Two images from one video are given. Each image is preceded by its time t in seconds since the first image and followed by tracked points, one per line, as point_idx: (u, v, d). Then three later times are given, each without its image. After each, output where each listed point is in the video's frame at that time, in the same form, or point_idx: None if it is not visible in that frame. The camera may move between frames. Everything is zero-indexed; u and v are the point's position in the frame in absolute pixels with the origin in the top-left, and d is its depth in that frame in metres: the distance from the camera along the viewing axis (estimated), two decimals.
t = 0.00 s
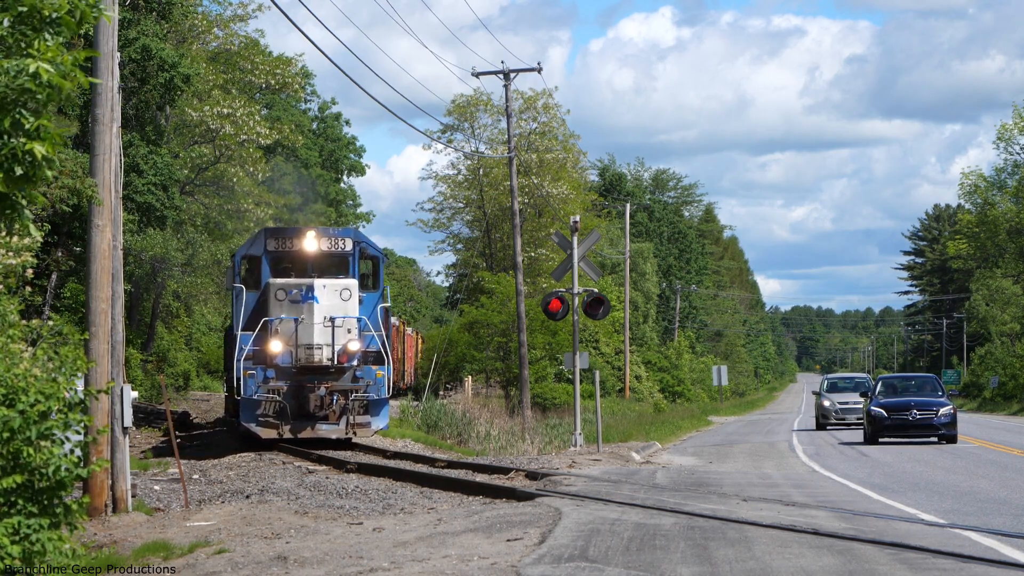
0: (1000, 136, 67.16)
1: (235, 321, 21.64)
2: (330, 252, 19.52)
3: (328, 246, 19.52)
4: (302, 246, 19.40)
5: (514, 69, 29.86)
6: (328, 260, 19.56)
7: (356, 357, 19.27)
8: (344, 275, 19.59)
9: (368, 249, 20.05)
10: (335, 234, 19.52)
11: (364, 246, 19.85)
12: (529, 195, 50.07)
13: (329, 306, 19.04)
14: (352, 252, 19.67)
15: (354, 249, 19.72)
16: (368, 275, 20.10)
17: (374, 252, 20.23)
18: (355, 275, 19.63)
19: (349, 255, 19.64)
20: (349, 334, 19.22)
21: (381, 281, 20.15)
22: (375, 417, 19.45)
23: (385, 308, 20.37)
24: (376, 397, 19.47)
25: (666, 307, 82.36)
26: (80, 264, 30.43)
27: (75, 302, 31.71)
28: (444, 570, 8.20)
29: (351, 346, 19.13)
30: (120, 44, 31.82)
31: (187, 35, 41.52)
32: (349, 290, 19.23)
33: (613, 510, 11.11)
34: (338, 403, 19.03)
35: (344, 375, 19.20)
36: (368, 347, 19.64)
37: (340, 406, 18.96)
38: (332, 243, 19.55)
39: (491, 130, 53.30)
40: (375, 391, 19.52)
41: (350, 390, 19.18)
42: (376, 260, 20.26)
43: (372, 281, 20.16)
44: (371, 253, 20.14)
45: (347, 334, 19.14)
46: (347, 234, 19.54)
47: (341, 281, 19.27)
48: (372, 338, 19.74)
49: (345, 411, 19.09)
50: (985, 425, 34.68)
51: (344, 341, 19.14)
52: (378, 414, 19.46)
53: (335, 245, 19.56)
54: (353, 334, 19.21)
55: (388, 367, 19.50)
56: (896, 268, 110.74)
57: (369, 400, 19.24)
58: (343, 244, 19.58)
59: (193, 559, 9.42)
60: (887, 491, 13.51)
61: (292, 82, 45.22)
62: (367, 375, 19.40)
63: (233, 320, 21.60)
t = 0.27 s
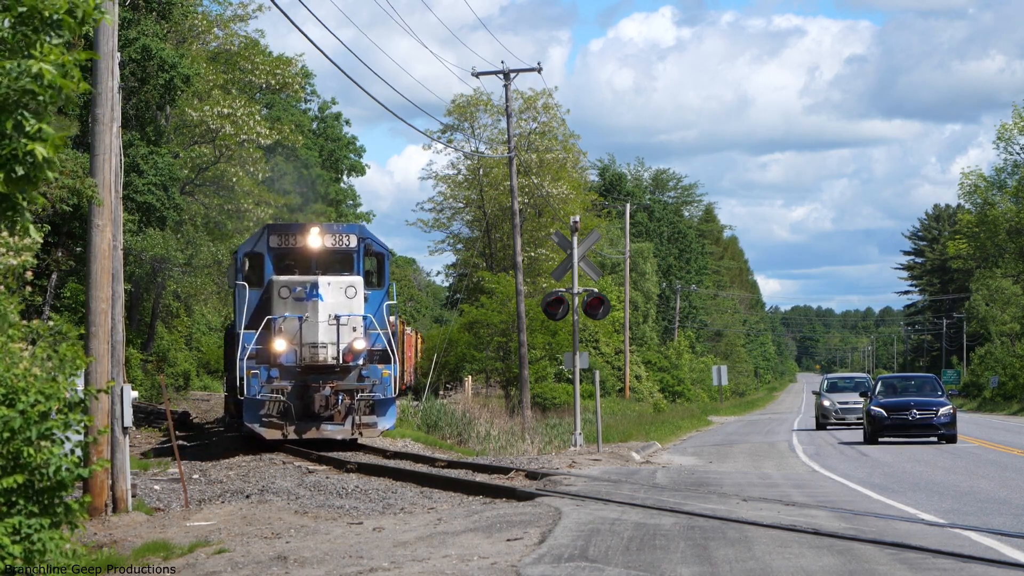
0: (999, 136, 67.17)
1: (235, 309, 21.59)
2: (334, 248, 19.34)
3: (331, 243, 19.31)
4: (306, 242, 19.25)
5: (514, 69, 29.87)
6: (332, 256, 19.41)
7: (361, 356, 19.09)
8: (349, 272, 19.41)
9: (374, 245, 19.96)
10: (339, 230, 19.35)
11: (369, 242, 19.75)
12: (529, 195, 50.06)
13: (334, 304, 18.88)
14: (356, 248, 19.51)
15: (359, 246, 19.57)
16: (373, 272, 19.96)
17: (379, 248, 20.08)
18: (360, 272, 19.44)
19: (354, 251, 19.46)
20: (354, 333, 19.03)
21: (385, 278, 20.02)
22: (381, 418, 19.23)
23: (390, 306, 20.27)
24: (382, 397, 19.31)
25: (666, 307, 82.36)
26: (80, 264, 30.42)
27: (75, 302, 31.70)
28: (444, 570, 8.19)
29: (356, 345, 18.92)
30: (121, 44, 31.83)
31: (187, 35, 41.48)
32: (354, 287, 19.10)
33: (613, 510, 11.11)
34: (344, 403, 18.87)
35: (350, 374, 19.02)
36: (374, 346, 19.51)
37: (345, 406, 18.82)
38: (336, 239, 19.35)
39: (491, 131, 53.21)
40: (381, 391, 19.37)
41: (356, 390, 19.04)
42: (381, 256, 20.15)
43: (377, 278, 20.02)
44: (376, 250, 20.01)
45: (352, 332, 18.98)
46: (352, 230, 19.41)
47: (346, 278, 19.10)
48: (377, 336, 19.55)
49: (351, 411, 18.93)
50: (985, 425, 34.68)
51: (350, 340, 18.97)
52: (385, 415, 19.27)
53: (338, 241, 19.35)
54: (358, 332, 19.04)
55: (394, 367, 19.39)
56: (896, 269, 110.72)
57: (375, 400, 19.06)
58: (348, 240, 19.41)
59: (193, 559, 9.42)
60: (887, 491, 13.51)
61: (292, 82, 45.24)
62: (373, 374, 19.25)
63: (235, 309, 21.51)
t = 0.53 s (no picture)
0: (1000, 136, 67.19)
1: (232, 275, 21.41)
2: (340, 246, 19.09)
3: (337, 239, 19.08)
4: (311, 239, 19.00)
5: (514, 68, 29.87)
6: (338, 254, 19.17)
7: (368, 355, 18.92)
8: (355, 270, 19.18)
9: (380, 243, 19.66)
10: (346, 227, 19.08)
11: (376, 240, 19.47)
12: (529, 195, 50.06)
13: (340, 302, 18.67)
14: (363, 245, 19.27)
15: (365, 243, 19.32)
16: (379, 270, 19.60)
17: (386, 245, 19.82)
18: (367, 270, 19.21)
19: (360, 248, 19.23)
20: (360, 331, 18.83)
21: (393, 277, 19.75)
22: (388, 419, 19.06)
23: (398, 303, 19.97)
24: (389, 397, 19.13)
25: (666, 307, 82.35)
26: (80, 264, 30.43)
27: (75, 302, 31.70)
28: (444, 570, 8.19)
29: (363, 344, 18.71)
30: (121, 44, 31.84)
31: (187, 35, 41.46)
32: (360, 285, 18.80)
33: (613, 510, 11.11)
34: (350, 404, 18.71)
35: (356, 374, 18.88)
36: (381, 344, 19.17)
37: (351, 406, 18.66)
38: (342, 236, 19.10)
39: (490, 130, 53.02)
40: (388, 391, 19.13)
41: (362, 390, 18.85)
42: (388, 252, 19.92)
43: (383, 275, 19.74)
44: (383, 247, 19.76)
45: (358, 330, 18.78)
46: (358, 227, 19.14)
47: (353, 275, 18.83)
48: (384, 334, 19.27)
49: (357, 412, 18.77)
50: (985, 425, 34.68)
51: (356, 339, 18.78)
52: (392, 415, 19.09)
53: (344, 238, 19.11)
54: (365, 330, 18.84)
55: (401, 366, 19.15)
56: (896, 268, 110.72)
57: (381, 400, 18.88)
58: (354, 237, 19.17)
59: (193, 559, 9.41)
60: (887, 491, 13.50)
61: (292, 82, 45.27)
62: (379, 374, 19.00)
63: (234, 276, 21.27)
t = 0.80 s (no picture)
0: (999, 136, 67.19)
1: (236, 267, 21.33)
2: (347, 243, 18.99)
3: (344, 237, 18.98)
4: (318, 236, 18.83)
5: (514, 68, 29.87)
6: (345, 251, 19.05)
7: (376, 354, 18.65)
8: (362, 267, 19.08)
9: (388, 240, 19.51)
10: (352, 224, 18.94)
11: (383, 237, 19.36)
12: (529, 195, 50.07)
13: (347, 300, 18.41)
14: (370, 242, 19.15)
15: (372, 240, 19.19)
16: (386, 267, 19.45)
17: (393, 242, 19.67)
18: (374, 267, 19.14)
19: (367, 245, 19.13)
20: (367, 330, 18.56)
21: (402, 275, 19.57)
22: (395, 419, 19.06)
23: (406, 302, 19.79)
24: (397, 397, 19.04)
25: (666, 307, 82.33)
26: (80, 264, 30.45)
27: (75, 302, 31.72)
28: (444, 571, 8.19)
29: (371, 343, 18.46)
30: (120, 44, 31.85)
31: (187, 35, 41.45)
32: (368, 283, 18.55)
33: (613, 510, 11.11)
34: (357, 404, 18.60)
35: (363, 374, 18.69)
36: (389, 343, 19.01)
37: (358, 407, 18.55)
38: (350, 233, 18.98)
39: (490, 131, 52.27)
40: (396, 390, 19.04)
41: (369, 390, 18.69)
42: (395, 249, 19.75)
43: (390, 273, 19.54)
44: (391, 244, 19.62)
45: (366, 329, 18.52)
46: (365, 224, 19.02)
47: (360, 272, 18.58)
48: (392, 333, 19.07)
49: (364, 412, 18.69)
50: (985, 425, 34.67)
51: (364, 337, 18.52)
52: (400, 416, 19.09)
53: (352, 235, 19.00)
54: (373, 329, 18.57)
55: (409, 366, 18.98)
56: (896, 268, 110.71)
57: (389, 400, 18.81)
58: (361, 234, 19.05)
59: (193, 559, 9.42)
60: (888, 491, 13.50)
61: (292, 82, 45.28)
62: (388, 374, 18.87)
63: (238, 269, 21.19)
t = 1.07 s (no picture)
0: (1000, 136, 67.19)
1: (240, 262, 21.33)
2: (355, 239, 18.80)
3: (352, 233, 18.76)
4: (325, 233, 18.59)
5: (514, 68, 29.86)
6: (352, 248, 18.87)
7: (384, 354, 18.69)
8: (370, 264, 18.96)
9: (395, 237, 19.44)
10: (360, 220, 18.76)
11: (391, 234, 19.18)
12: (529, 195, 50.03)
13: (355, 298, 18.44)
14: (378, 240, 19.02)
15: (380, 237, 19.05)
16: (394, 265, 19.45)
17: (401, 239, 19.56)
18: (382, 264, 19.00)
19: (375, 242, 18.99)
20: (375, 329, 18.62)
21: (409, 273, 19.64)
22: (404, 420, 18.88)
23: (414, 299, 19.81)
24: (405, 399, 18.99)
25: (666, 307, 82.27)
26: (80, 264, 30.45)
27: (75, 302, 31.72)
28: (444, 570, 8.19)
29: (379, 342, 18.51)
30: (120, 44, 31.87)
31: (187, 35, 41.43)
32: (376, 280, 18.58)
33: (613, 510, 11.11)
34: (365, 405, 18.53)
35: (371, 374, 18.70)
36: (397, 343, 19.07)
37: (366, 407, 18.48)
38: (358, 230, 18.79)
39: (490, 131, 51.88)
40: (405, 391, 19.04)
41: (377, 391, 18.68)
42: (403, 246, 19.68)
43: (397, 271, 19.57)
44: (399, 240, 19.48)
45: (373, 328, 18.56)
46: (373, 220, 18.87)
47: (367, 270, 18.60)
48: (401, 333, 19.16)
49: (372, 413, 18.59)
50: (984, 425, 34.67)
51: (371, 337, 18.56)
52: (409, 418, 18.93)
53: (359, 232, 18.83)
54: (380, 328, 18.63)
55: (418, 366, 18.99)
56: (896, 268, 110.67)
57: (398, 401, 18.72)
58: (369, 231, 18.89)
59: (193, 559, 9.41)
60: (887, 491, 13.50)
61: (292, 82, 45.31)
62: (396, 374, 18.93)
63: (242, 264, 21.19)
